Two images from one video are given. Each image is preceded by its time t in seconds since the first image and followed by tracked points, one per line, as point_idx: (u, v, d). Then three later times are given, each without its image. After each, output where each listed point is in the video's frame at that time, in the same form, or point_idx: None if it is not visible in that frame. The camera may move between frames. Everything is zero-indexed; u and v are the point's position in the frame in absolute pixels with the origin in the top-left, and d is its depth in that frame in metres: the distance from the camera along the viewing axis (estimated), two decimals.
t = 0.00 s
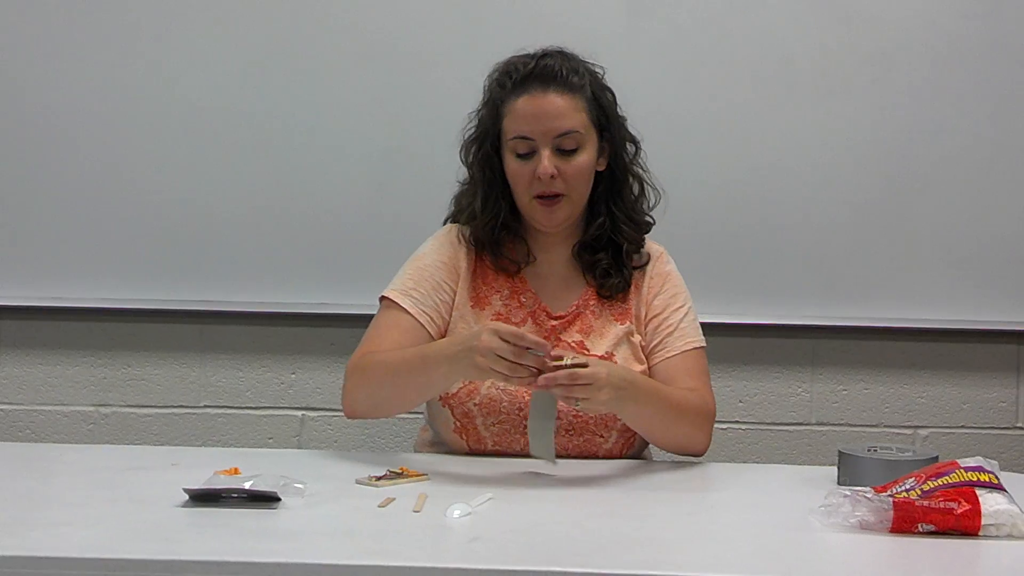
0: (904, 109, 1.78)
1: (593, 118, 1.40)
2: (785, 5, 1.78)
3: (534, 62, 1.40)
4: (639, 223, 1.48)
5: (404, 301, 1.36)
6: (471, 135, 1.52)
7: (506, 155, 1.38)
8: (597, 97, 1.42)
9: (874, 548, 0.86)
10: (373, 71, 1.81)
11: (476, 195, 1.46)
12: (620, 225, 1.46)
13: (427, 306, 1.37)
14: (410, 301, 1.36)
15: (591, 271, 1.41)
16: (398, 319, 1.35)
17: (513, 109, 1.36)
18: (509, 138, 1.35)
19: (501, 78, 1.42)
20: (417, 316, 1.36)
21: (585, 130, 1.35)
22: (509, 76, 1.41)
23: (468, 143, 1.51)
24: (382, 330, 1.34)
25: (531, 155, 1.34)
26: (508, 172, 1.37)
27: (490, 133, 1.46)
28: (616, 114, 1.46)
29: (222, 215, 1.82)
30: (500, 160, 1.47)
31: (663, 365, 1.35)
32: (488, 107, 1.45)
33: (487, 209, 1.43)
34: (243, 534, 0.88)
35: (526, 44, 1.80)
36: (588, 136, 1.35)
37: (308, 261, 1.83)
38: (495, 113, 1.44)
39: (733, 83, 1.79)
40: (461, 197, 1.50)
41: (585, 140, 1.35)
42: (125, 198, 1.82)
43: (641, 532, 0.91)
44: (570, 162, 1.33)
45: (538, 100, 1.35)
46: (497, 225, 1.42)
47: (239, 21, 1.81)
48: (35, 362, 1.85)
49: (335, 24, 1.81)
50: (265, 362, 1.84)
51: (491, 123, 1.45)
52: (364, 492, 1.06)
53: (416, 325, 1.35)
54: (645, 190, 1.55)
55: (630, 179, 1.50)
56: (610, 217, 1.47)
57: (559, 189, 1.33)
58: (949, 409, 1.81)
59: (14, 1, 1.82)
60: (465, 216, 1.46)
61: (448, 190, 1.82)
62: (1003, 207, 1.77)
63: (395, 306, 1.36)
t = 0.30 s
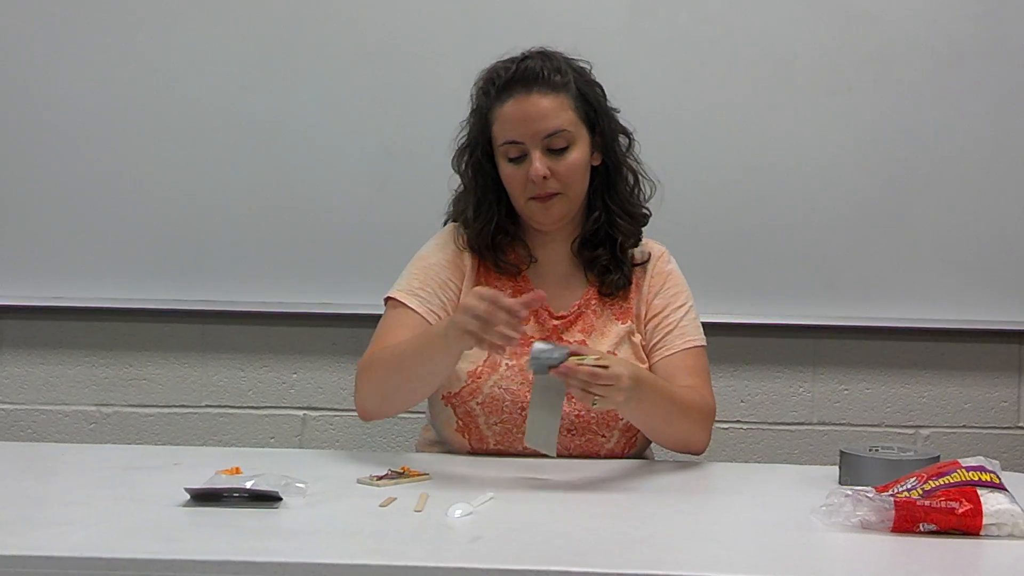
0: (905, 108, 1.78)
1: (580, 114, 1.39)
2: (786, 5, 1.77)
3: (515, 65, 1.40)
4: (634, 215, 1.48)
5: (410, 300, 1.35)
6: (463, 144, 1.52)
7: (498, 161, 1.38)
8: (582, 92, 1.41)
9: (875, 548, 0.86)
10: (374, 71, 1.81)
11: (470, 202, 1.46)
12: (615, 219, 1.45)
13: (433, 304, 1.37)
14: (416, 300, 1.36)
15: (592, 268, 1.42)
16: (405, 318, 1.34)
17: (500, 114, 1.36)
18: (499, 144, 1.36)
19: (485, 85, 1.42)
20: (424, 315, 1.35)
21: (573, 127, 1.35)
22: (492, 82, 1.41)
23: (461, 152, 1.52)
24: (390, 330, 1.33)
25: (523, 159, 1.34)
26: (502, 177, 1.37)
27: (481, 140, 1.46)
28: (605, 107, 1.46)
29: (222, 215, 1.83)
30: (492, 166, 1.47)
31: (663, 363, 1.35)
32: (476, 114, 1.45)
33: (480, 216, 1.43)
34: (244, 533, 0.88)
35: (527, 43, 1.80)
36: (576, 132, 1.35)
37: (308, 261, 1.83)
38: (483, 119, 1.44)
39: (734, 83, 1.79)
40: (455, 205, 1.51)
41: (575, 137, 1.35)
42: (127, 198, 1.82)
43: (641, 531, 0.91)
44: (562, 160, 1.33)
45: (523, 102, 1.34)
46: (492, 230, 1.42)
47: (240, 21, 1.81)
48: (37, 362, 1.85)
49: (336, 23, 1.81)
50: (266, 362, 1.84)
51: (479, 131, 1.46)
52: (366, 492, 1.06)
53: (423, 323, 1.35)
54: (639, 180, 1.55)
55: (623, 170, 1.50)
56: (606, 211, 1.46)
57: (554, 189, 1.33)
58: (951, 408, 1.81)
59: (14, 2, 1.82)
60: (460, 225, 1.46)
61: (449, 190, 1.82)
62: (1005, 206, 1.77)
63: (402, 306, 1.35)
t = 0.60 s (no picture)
0: (904, 106, 1.77)
1: (577, 108, 1.39)
2: (786, 3, 1.77)
3: (510, 61, 1.40)
4: (631, 209, 1.48)
5: (409, 311, 1.37)
6: (459, 143, 1.52)
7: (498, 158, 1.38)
8: (577, 86, 1.41)
9: (874, 546, 0.86)
10: (373, 68, 1.81)
11: (467, 202, 1.46)
12: (613, 213, 1.45)
13: (430, 312, 1.38)
14: (415, 311, 1.37)
15: (590, 264, 1.42)
16: (404, 331, 1.36)
17: (498, 111, 1.37)
18: (498, 140, 1.36)
19: (480, 83, 1.42)
20: (422, 325, 1.37)
21: (571, 119, 1.35)
22: (487, 79, 1.41)
23: (457, 152, 1.51)
24: (390, 344, 1.36)
25: (523, 153, 1.34)
26: (503, 173, 1.37)
27: (477, 139, 1.46)
28: (600, 102, 1.45)
29: (222, 213, 1.82)
30: (489, 164, 1.47)
31: (659, 360, 1.35)
32: (472, 113, 1.45)
33: (477, 215, 1.43)
34: (243, 531, 0.88)
35: (527, 41, 1.79)
36: (575, 124, 1.36)
37: (308, 259, 1.83)
38: (478, 117, 1.44)
39: (733, 80, 1.79)
40: (451, 206, 1.50)
41: (573, 129, 1.35)
42: (126, 195, 1.82)
43: (640, 529, 0.91)
44: (562, 152, 1.34)
45: (522, 96, 1.35)
46: (488, 229, 1.42)
47: (239, 19, 1.81)
48: (37, 359, 1.85)
49: (336, 21, 1.81)
50: (266, 360, 1.84)
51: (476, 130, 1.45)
52: (364, 489, 1.06)
53: (423, 334, 1.37)
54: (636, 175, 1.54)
55: (620, 164, 1.50)
56: (604, 206, 1.46)
57: (556, 181, 1.33)
58: (950, 406, 1.81)
59: None
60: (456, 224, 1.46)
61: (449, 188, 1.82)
62: (1004, 204, 1.77)
63: (401, 318, 1.37)
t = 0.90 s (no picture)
0: (908, 104, 1.77)
1: (580, 104, 1.39)
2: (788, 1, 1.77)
3: (513, 58, 1.40)
4: (636, 206, 1.48)
5: (414, 307, 1.37)
6: (463, 141, 1.52)
7: (503, 154, 1.38)
8: (581, 83, 1.41)
9: (879, 544, 0.86)
10: (376, 66, 1.81)
11: (471, 200, 1.46)
12: (617, 210, 1.45)
13: (436, 309, 1.38)
14: (419, 307, 1.37)
15: (594, 261, 1.41)
16: (410, 328, 1.37)
17: (502, 107, 1.37)
18: (503, 136, 1.36)
19: (484, 81, 1.42)
20: (427, 322, 1.37)
21: (576, 114, 1.35)
22: (492, 76, 1.41)
23: (461, 150, 1.51)
24: (395, 340, 1.36)
25: (527, 148, 1.34)
26: (508, 170, 1.37)
27: (481, 136, 1.46)
28: (604, 99, 1.45)
29: (225, 211, 1.82)
30: (493, 162, 1.47)
31: (660, 360, 1.35)
32: (476, 110, 1.45)
33: (481, 213, 1.43)
34: (248, 529, 0.88)
35: (529, 39, 1.79)
36: (579, 119, 1.35)
37: (311, 257, 1.83)
38: (482, 114, 1.44)
39: (736, 79, 1.79)
40: (455, 203, 1.50)
41: (578, 124, 1.35)
42: (128, 194, 1.82)
43: (645, 527, 0.91)
44: (566, 147, 1.33)
45: (526, 92, 1.35)
46: (493, 226, 1.42)
47: (242, 17, 1.81)
48: (40, 357, 1.85)
49: (338, 19, 1.81)
50: (269, 358, 1.84)
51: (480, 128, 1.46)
52: (369, 487, 1.06)
53: (428, 331, 1.37)
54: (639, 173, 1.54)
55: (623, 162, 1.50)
56: (608, 203, 1.46)
57: (561, 176, 1.33)
58: (953, 405, 1.81)
59: None
60: (460, 222, 1.46)
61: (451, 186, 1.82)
62: (1007, 202, 1.77)
63: (406, 314, 1.37)
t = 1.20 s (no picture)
0: (905, 102, 1.77)
1: (572, 100, 1.39)
2: None
3: (503, 55, 1.40)
4: (630, 203, 1.48)
5: (409, 305, 1.37)
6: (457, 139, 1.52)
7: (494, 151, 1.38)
8: (573, 79, 1.41)
9: (873, 541, 0.86)
10: (374, 64, 1.81)
11: (465, 197, 1.46)
12: (611, 207, 1.45)
13: (431, 307, 1.38)
14: (415, 305, 1.37)
15: (590, 259, 1.42)
16: (406, 325, 1.36)
17: (492, 103, 1.37)
18: (493, 132, 1.36)
19: (476, 78, 1.43)
20: (423, 320, 1.37)
21: (565, 109, 1.35)
22: (483, 73, 1.41)
23: (455, 147, 1.52)
24: (391, 337, 1.36)
25: (518, 144, 1.34)
26: (499, 167, 1.37)
27: (474, 133, 1.46)
28: (597, 96, 1.45)
29: (221, 209, 1.82)
30: (486, 159, 1.47)
31: (657, 359, 1.35)
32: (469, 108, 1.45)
33: (475, 211, 1.44)
34: (242, 526, 0.88)
35: (527, 37, 1.79)
36: (569, 115, 1.36)
37: (307, 255, 1.83)
38: (475, 112, 1.44)
39: (734, 76, 1.79)
40: (450, 201, 1.50)
41: (567, 119, 1.35)
42: (125, 191, 1.82)
43: (639, 524, 0.91)
44: (556, 142, 1.33)
45: (515, 88, 1.35)
46: (487, 224, 1.42)
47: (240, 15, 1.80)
48: (36, 355, 1.85)
49: (336, 17, 1.80)
50: (265, 355, 1.84)
51: (474, 125, 1.46)
52: (364, 485, 1.06)
53: (424, 328, 1.37)
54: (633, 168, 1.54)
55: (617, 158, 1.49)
56: (602, 200, 1.45)
57: (551, 171, 1.33)
58: (949, 403, 1.81)
59: None
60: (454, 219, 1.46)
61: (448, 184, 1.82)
62: (1004, 200, 1.77)
63: (402, 311, 1.37)
